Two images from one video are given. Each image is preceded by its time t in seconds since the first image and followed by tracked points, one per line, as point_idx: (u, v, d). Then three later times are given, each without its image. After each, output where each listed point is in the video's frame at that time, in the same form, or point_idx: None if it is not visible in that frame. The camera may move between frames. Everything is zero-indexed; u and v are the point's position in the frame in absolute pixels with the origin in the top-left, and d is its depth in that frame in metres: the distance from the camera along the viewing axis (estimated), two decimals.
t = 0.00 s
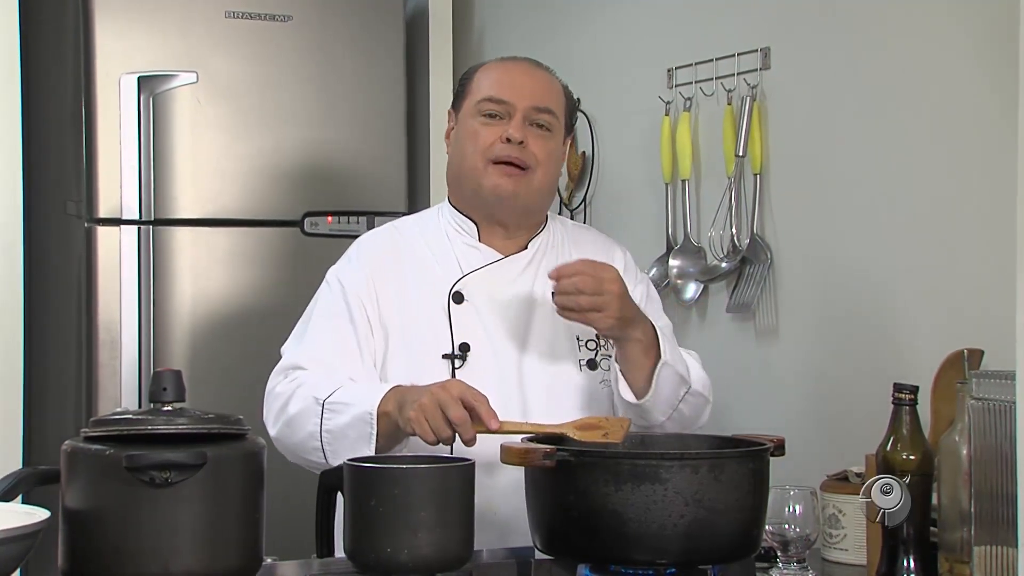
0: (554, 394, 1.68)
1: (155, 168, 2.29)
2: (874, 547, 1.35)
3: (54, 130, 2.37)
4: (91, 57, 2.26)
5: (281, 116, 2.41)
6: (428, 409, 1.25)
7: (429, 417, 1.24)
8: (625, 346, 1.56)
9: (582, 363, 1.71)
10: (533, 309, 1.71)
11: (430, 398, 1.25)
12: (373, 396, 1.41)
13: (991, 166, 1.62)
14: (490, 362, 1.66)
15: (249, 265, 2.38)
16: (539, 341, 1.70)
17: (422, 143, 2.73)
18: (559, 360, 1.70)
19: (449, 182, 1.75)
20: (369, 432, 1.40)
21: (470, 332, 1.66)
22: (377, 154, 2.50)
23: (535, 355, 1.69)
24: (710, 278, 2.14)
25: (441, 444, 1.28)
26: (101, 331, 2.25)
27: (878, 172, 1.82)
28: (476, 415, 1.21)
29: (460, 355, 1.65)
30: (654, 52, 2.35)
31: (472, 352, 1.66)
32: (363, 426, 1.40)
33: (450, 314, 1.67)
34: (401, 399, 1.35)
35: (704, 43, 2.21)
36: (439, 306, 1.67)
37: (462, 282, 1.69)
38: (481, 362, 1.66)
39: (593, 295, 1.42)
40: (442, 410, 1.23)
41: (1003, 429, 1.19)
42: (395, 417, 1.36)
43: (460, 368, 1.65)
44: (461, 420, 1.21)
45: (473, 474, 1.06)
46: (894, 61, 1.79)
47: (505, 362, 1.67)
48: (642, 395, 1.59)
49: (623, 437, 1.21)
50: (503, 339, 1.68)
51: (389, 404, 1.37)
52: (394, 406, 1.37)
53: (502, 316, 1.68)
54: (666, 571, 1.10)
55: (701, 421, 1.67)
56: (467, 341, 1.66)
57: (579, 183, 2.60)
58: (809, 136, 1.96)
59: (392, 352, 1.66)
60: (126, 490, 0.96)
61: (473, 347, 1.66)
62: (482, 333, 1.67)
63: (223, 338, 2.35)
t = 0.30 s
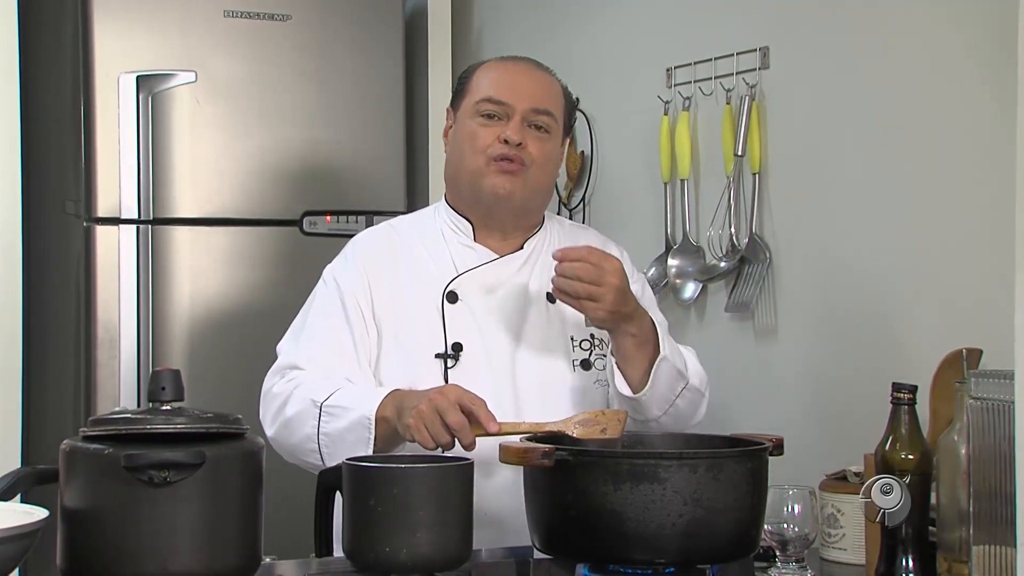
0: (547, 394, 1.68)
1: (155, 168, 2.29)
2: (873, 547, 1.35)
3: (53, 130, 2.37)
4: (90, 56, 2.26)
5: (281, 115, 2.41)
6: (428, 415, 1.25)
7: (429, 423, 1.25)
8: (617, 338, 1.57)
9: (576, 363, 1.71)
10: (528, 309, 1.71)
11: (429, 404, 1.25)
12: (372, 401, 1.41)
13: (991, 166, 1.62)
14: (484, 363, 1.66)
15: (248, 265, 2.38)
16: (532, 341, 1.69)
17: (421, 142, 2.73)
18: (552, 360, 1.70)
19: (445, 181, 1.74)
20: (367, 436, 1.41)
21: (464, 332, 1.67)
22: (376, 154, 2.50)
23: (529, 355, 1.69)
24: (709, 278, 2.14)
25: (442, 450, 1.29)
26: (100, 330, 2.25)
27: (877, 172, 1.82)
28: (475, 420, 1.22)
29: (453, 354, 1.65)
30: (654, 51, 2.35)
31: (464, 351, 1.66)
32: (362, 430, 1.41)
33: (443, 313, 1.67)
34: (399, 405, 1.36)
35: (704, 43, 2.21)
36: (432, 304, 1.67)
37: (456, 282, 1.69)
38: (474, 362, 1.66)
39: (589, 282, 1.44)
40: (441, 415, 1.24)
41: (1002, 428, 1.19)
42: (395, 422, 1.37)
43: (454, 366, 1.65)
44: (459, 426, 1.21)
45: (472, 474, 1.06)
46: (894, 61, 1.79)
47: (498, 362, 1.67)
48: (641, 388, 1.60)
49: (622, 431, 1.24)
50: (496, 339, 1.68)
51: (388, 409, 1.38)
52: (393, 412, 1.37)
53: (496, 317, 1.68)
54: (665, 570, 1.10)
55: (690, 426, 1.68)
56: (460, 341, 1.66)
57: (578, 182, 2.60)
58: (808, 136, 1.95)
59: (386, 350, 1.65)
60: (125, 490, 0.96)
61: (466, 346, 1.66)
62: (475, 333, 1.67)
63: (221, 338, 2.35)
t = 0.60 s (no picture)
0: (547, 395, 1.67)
1: (155, 167, 2.29)
2: (873, 547, 1.35)
3: (52, 130, 2.37)
4: (89, 56, 2.26)
5: (280, 115, 2.41)
6: (410, 347, 1.28)
7: (411, 355, 1.28)
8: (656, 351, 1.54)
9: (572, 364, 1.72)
10: (524, 312, 1.71)
11: (413, 335, 1.28)
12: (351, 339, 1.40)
13: (990, 167, 1.62)
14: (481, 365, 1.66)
15: (247, 265, 2.38)
16: (529, 343, 1.70)
17: (421, 142, 2.73)
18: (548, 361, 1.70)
19: (445, 189, 1.71)
20: (347, 375, 1.39)
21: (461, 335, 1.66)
22: (376, 154, 2.50)
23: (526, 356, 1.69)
24: (709, 278, 2.14)
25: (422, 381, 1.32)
26: (99, 330, 2.25)
27: (877, 172, 1.82)
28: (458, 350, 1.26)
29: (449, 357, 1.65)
30: (654, 51, 2.35)
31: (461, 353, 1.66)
32: (341, 370, 1.39)
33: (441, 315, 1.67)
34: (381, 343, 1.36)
35: (704, 43, 2.21)
36: (428, 306, 1.69)
37: (453, 284, 1.69)
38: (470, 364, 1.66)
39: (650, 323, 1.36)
40: (424, 347, 1.27)
41: (1002, 429, 1.19)
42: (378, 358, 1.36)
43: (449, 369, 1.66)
44: (444, 358, 1.25)
45: (471, 474, 1.06)
46: (894, 61, 1.79)
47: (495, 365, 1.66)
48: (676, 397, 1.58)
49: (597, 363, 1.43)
50: (493, 341, 1.68)
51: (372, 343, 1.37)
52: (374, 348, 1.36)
53: (492, 320, 1.68)
54: (665, 570, 1.10)
55: (713, 403, 1.64)
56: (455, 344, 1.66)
57: (578, 183, 2.60)
58: (808, 137, 1.95)
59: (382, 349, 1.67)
60: (125, 490, 0.96)
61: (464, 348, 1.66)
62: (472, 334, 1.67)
63: (222, 338, 2.35)
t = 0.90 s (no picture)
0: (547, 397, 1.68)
1: (154, 167, 2.29)
2: (873, 548, 1.35)
3: (52, 129, 2.37)
4: (89, 56, 2.26)
5: (280, 115, 2.41)
6: (431, 377, 1.28)
7: (432, 386, 1.28)
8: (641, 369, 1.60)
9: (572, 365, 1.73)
10: (523, 313, 1.71)
11: (431, 366, 1.28)
12: (367, 370, 1.41)
13: (990, 167, 1.62)
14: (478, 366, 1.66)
15: (247, 265, 2.39)
16: (529, 345, 1.70)
17: (421, 142, 2.73)
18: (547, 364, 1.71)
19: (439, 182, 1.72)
20: (364, 407, 1.40)
21: (461, 334, 1.66)
22: (376, 154, 2.50)
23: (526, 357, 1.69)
24: (709, 278, 2.14)
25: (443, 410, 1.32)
26: (99, 330, 2.25)
27: (876, 172, 1.82)
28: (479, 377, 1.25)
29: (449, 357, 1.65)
30: (654, 51, 2.35)
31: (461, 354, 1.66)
32: (357, 401, 1.40)
33: (441, 315, 1.66)
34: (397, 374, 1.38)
35: (704, 43, 2.21)
36: (428, 308, 1.67)
37: (452, 285, 1.68)
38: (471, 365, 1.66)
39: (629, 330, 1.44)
40: (444, 376, 1.27)
41: (1001, 429, 1.19)
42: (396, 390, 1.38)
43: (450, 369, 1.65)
44: (464, 385, 1.25)
45: (471, 474, 1.06)
46: (893, 61, 1.79)
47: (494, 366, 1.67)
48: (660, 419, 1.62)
49: (628, 379, 1.35)
50: (492, 341, 1.67)
51: (388, 372, 1.39)
52: (391, 379, 1.38)
53: (491, 321, 1.68)
54: (665, 570, 1.10)
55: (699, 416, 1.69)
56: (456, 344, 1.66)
57: (578, 183, 2.60)
58: (808, 137, 1.95)
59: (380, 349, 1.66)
60: (125, 490, 0.96)
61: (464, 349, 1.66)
62: (471, 334, 1.67)
63: (221, 338, 2.35)
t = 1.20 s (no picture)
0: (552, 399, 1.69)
1: (153, 167, 2.29)
2: (872, 548, 1.35)
3: (49, 129, 2.37)
4: (88, 56, 2.26)
5: (279, 115, 2.41)
6: (433, 424, 1.29)
7: (434, 432, 1.29)
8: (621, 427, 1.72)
9: (574, 369, 1.73)
10: (525, 315, 1.72)
11: (433, 413, 1.29)
12: (371, 407, 1.42)
13: (989, 167, 1.62)
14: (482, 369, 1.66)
15: (246, 265, 2.38)
16: (532, 346, 1.70)
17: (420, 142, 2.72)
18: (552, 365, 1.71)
19: (448, 188, 1.69)
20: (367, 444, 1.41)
21: (464, 334, 1.66)
22: (375, 154, 2.49)
23: (530, 358, 1.69)
24: (708, 278, 2.14)
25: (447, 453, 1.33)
26: (99, 330, 2.25)
27: (876, 172, 1.82)
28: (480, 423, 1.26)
29: (455, 357, 1.64)
30: (653, 51, 2.35)
31: (466, 355, 1.65)
32: (362, 438, 1.41)
33: (444, 317, 1.66)
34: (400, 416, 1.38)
35: (703, 43, 2.21)
36: (431, 308, 1.66)
37: (455, 286, 1.68)
38: (475, 365, 1.65)
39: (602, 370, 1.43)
40: (446, 422, 1.28)
41: (1001, 429, 1.19)
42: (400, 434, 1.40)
43: (456, 370, 1.64)
44: (467, 431, 1.25)
45: (471, 475, 1.06)
46: (893, 61, 1.79)
47: (497, 365, 1.67)
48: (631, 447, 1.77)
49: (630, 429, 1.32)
50: (495, 342, 1.67)
51: (391, 414, 1.40)
52: (394, 420, 1.39)
53: (494, 321, 1.68)
54: (664, 570, 1.10)
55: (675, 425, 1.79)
56: (462, 344, 1.65)
57: (577, 183, 2.60)
58: (808, 137, 1.95)
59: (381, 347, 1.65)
60: (124, 490, 0.96)
61: (468, 350, 1.66)
62: (473, 333, 1.66)
63: (220, 338, 2.35)
